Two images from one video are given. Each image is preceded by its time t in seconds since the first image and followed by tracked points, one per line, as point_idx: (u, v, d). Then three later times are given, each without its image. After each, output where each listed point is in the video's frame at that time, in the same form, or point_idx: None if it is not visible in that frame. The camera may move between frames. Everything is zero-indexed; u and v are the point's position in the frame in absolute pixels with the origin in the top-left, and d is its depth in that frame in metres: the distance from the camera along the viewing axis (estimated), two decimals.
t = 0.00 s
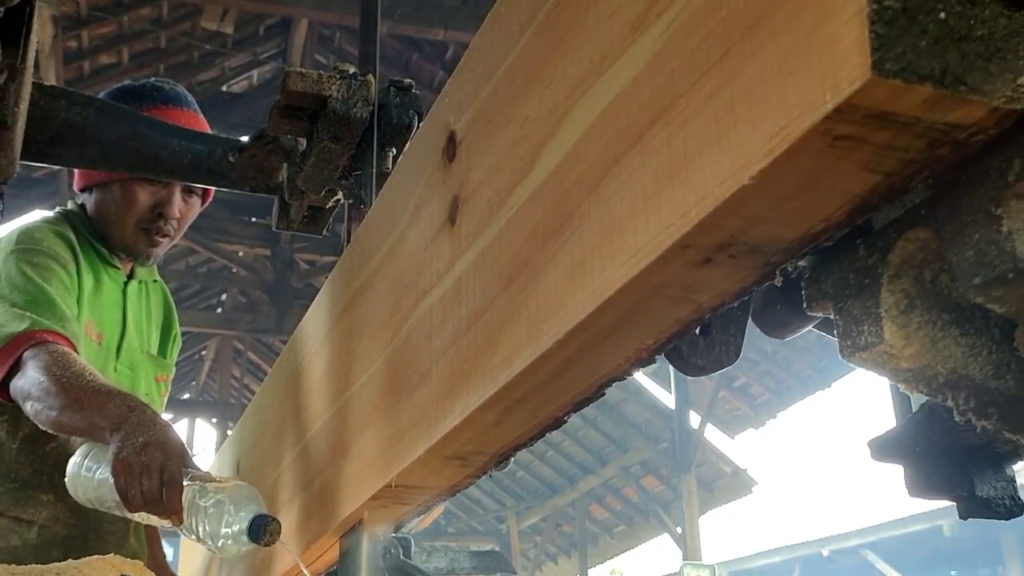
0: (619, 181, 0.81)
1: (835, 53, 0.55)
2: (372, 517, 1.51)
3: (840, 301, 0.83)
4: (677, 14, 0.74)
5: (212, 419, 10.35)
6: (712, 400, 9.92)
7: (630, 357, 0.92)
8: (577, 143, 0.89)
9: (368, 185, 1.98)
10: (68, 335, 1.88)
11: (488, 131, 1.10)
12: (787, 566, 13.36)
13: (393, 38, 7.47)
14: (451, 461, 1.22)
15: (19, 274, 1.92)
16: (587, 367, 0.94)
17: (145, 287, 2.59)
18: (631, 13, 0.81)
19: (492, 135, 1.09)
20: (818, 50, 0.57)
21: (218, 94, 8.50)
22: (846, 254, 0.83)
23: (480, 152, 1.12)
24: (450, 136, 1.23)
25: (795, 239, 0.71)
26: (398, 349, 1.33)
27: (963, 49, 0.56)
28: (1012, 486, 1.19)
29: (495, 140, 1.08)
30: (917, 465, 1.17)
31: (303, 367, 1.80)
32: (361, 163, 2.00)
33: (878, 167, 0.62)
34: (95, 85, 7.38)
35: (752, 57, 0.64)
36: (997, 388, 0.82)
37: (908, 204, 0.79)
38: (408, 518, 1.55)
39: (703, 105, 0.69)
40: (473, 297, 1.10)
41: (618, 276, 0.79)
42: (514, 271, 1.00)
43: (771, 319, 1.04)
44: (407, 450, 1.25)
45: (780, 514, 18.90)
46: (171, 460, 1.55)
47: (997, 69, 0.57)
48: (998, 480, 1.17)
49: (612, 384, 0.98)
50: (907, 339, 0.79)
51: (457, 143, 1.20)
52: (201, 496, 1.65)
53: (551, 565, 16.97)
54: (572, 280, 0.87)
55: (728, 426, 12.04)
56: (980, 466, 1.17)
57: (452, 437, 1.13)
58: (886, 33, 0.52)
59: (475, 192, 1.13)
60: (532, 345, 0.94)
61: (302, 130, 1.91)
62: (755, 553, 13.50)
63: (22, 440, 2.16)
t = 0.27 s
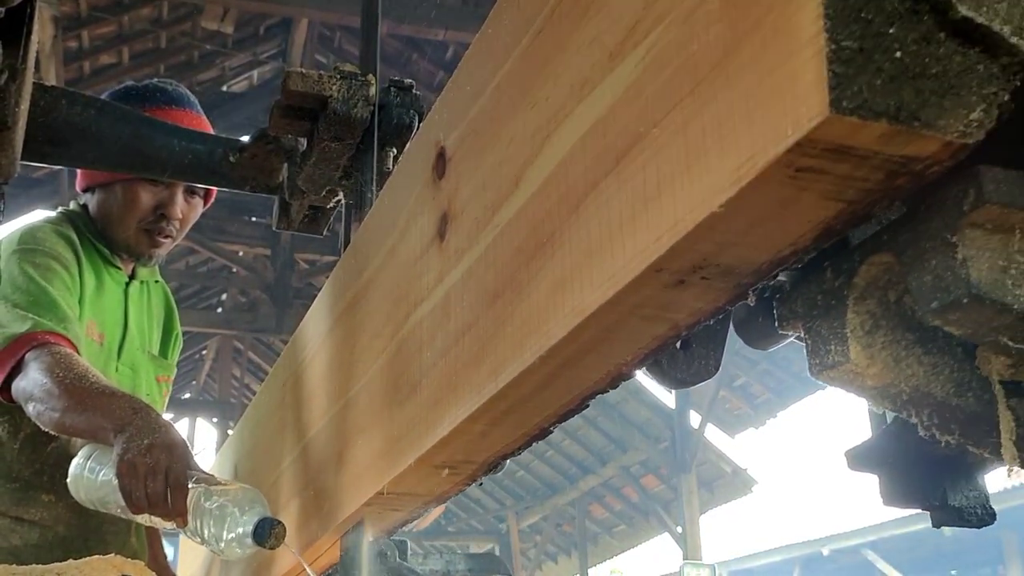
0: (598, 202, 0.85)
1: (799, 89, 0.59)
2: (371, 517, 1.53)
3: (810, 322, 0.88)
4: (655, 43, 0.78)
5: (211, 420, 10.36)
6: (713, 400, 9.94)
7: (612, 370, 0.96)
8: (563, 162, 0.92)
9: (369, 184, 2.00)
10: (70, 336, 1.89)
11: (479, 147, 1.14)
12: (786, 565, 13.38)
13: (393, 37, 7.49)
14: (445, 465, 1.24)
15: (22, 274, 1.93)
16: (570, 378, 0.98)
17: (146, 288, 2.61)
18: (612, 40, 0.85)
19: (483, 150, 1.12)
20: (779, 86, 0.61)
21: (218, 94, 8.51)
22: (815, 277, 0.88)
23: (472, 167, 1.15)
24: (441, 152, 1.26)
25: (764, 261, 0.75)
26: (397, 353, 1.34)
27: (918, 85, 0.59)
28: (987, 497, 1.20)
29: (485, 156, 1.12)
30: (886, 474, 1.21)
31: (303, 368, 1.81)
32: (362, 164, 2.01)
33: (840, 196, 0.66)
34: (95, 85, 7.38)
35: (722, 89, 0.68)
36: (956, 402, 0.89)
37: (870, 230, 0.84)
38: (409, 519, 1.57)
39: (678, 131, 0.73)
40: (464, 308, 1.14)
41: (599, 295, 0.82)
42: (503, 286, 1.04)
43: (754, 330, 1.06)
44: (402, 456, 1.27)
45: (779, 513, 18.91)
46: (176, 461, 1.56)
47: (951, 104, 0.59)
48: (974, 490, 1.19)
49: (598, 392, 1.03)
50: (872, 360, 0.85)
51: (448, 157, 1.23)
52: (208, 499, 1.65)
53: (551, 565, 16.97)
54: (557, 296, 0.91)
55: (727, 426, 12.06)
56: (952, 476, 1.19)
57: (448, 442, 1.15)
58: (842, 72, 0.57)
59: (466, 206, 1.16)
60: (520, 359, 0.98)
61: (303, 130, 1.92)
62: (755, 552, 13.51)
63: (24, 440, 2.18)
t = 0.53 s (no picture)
0: (578, 222, 0.85)
1: (762, 118, 0.60)
2: (372, 518, 1.52)
3: (783, 339, 0.98)
4: (632, 67, 0.78)
5: (212, 419, 10.35)
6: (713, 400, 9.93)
7: (596, 383, 0.97)
8: (546, 181, 0.93)
9: (368, 185, 1.98)
10: (69, 337, 1.88)
11: (466, 162, 1.14)
12: (786, 564, 13.39)
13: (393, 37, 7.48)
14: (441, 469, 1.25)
15: (22, 275, 1.93)
16: (556, 391, 1.00)
17: (146, 288, 2.59)
18: (592, 61, 0.85)
19: (470, 164, 1.13)
20: (749, 115, 0.62)
21: (218, 94, 8.50)
22: (788, 296, 0.98)
23: (459, 180, 1.16)
24: (430, 166, 1.27)
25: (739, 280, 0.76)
26: (395, 354, 1.32)
27: (877, 117, 0.60)
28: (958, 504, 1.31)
29: (473, 170, 1.12)
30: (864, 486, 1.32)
31: (303, 367, 1.80)
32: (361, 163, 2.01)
33: (806, 220, 0.67)
34: (95, 85, 7.36)
35: (695, 115, 0.69)
36: (920, 416, 1.01)
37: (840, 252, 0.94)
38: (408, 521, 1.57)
39: (655, 154, 0.74)
40: (453, 319, 1.14)
41: (579, 312, 0.83)
42: (487, 300, 1.05)
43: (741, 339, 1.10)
44: (396, 462, 1.28)
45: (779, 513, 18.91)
46: (176, 465, 1.56)
47: (910, 134, 0.60)
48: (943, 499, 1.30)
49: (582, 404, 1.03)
50: (840, 375, 0.95)
51: (437, 172, 1.24)
52: (207, 503, 1.65)
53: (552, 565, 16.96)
54: (539, 312, 0.92)
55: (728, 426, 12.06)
56: (925, 485, 1.30)
57: (442, 447, 1.15)
58: (806, 105, 0.58)
59: (456, 217, 1.16)
60: (503, 373, 0.98)
61: (302, 130, 1.92)
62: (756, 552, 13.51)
63: (23, 441, 2.17)
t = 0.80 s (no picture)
0: (562, 240, 0.87)
1: (731, 148, 0.61)
2: (371, 518, 1.52)
3: (758, 352, 0.94)
4: (613, 90, 0.79)
5: (212, 419, 10.35)
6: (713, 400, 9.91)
7: (580, 395, 0.99)
8: (531, 197, 0.94)
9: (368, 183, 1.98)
10: (68, 338, 1.88)
11: (456, 175, 1.15)
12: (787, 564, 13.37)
13: (393, 37, 7.45)
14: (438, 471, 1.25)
15: (22, 275, 1.93)
16: (544, 400, 1.01)
17: (146, 288, 2.58)
18: (577, 80, 0.86)
19: (460, 178, 1.14)
20: (720, 144, 0.63)
21: (218, 93, 8.49)
22: (761, 311, 0.93)
23: (450, 193, 1.17)
24: (421, 178, 1.28)
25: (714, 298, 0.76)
26: (392, 358, 1.32)
27: (844, 144, 0.61)
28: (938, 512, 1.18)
29: (462, 183, 1.13)
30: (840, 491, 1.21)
31: (303, 367, 1.80)
32: (360, 164, 2.01)
33: (779, 241, 0.68)
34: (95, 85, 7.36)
35: (671, 139, 0.70)
36: (891, 430, 0.94)
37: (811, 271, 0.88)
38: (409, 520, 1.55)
39: (634, 175, 0.75)
40: (445, 329, 1.15)
41: (560, 329, 0.85)
42: (475, 313, 1.06)
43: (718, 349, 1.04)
44: (394, 467, 1.28)
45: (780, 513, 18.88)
46: (174, 466, 1.56)
47: (875, 161, 0.61)
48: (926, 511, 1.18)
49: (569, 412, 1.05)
50: (812, 391, 0.90)
51: (427, 185, 1.25)
52: (206, 504, 1.66)
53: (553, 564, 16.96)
54: (524, 327, 0.93)
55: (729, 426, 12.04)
56: (904, 493, 1.18)
57: (437, 449, 1.16)
58: (772, 134, 0.59)
59: (448, 228, 1.17)
60: (489, 386, 1.00)
61: (302, 130, 1.92)
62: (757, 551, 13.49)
63: (22, 441, 2.16)
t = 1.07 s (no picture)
0: (546, 254, 0.90)
1: (706, 171, 0.65)
2: (370, 519, 1.52)
3: (736, 364, 1.01)
4: (598, 108, 0.82)
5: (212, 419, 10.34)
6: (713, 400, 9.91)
7: (565, 405, 1.03)
8: (518, 210, 0.97)
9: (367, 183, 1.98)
10: (68, 338, 1.88)
11: (447, 187, 1.18)
12: (787, 564, 13.37)
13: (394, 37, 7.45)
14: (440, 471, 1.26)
15: (21, 275, 1.93)
16: (529, 411, 1.06)
17: (146, 288, 2.58)
18: (563, 97, 0.89)
19: (450, 189, 1.17)
20: (696, 167, 0.66)
21: (218, 93, 8.49)
22: (741, 323, 1.00)
23: (442, 202, 1.19)
24: (412, 190, 1.31)
25: (693, 314, 0.81)
26: (392, 359, 1.32)
27: (814, 166, 0.64)
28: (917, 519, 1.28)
29: (455, 194, 1.16)
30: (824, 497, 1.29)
31: (303, 366, 1.80)
32: (360, 163, 2.01)
33: (753, 259, 0.71)
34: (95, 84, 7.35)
35: (650, 160, 0.73)
36: (865, 440, 1.02)
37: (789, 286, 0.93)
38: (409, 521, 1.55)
39: (614, 193, 0.78)
40: (439, 334, 1.17)
41: (546, 340, 0.89)
42: (465, 322, 1.10)
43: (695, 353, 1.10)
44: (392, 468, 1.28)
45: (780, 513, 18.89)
46: (175, 465, 1.56)
47: (845, 182, 0.65)
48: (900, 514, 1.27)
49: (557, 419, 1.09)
50: (789, 402, 0.97)
51: (419, 196, 1.28)
52: (205, 503, 1.67)
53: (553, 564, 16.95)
54: (511, 339, 0.97)
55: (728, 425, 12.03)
56: (883, 501, 1.27)
57: (435, 450, 1.17)
58: (744, 158, 0.62)
59: (441, 235, 1.19)
60: (479, 395, 1.03)
61: (302, 130, 1.91)
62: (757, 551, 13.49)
63: (21, 441, 2.16)
